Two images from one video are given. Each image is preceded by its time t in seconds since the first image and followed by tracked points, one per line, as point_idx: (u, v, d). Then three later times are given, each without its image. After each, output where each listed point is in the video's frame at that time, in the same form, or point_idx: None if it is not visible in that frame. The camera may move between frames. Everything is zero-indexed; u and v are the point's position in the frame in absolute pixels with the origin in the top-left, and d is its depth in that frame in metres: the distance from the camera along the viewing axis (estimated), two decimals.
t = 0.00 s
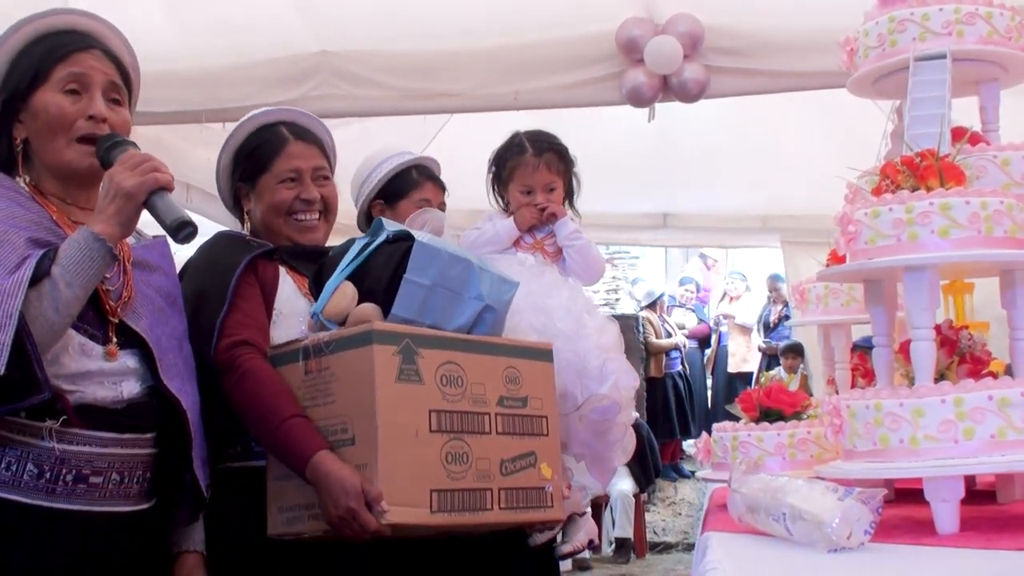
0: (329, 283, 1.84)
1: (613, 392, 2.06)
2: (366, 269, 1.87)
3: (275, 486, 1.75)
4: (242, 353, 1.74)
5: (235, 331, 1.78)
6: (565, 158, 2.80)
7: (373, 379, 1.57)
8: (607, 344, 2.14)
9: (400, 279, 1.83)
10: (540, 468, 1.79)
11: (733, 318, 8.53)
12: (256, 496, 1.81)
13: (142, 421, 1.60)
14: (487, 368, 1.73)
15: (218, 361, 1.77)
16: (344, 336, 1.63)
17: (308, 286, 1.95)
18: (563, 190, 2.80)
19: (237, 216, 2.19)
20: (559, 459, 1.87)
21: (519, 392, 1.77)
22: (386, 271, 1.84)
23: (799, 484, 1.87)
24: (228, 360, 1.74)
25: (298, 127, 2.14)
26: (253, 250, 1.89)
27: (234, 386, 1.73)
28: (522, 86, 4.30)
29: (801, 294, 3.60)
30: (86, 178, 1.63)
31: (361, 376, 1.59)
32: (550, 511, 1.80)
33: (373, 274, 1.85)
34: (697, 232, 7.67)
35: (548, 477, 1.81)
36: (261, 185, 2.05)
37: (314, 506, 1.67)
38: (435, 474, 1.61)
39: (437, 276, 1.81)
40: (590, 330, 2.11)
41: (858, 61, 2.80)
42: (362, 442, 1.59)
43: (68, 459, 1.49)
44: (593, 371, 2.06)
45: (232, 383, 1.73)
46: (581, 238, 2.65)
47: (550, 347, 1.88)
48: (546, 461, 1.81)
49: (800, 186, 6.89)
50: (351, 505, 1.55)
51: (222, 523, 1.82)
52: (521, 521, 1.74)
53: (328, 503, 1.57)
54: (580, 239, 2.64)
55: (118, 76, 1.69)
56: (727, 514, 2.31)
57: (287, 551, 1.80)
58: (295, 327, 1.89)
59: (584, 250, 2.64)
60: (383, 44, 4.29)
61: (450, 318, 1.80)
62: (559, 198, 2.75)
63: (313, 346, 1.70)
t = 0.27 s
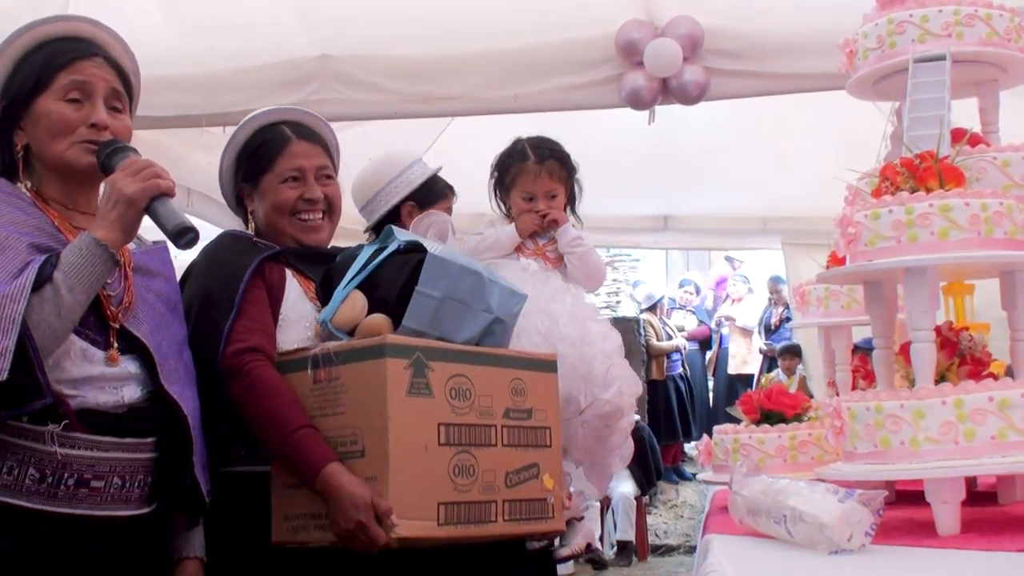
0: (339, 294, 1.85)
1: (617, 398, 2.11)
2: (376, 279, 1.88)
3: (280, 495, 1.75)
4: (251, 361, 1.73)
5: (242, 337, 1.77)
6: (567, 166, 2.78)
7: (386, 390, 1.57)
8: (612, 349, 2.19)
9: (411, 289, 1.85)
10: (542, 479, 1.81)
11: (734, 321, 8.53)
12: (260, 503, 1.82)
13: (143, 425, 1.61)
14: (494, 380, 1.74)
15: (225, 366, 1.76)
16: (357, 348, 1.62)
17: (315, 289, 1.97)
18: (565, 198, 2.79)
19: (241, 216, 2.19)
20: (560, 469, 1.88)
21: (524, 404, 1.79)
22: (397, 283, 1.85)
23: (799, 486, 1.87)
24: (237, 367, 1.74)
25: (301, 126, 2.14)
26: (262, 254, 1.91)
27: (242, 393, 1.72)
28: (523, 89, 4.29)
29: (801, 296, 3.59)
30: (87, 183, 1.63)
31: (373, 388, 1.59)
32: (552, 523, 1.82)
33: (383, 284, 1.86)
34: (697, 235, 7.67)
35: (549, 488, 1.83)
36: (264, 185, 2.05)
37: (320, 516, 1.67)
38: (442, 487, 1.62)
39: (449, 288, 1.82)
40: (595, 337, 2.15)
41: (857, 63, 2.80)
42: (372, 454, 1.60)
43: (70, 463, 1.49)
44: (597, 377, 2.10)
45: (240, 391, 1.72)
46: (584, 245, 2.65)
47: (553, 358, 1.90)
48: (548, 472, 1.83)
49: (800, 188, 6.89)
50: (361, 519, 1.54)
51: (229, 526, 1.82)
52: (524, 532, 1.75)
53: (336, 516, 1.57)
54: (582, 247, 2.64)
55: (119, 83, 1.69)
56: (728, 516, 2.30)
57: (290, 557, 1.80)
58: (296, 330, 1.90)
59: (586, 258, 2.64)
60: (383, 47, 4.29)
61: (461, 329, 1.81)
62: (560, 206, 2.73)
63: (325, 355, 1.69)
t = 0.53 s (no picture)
0: (350, 294, 1.84)
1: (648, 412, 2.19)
2: (387, 280, 1.88)
3: (292, 497, 1.75)
4: (262, 363, 1.73)
5: (252, 339, 1.77)
6: (578, 171, 2.79)
7: (400, 389, 1.57)
8: (638, 362, 2.26)
9: (422, 290, 1.85)
10: (554, 481, 1.81)
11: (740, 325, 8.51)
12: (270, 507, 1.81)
13: (150, 429, 1.61)
14: (505, 381, 1.74)
15: (236, 369, 1.76)
16: (369, 348, 1.63)
17: (325, 293, 1.99)
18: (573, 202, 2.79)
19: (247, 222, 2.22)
20: (571, 472, 1.89)
21: (535, 405, 1.79)
22: (408, 284, 1.85)
23: (809, 490, 1.87)
24: (248, 369, 1.74)
25: (304, 130, 2.13)
26: (270, 256, 1.91)
27: (253, 396, 1.72)
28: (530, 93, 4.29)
29: (809, 300, 3.59)
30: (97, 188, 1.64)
31: (387, 388, 1.59)
32: (563, 524, 1.82)
33: (394, 285, 1.87)
34: (704, 239, 7.65)
35: (561, 490, 1.83)
36: (265, 194, 2.06)
37: (334, 517, 1.67)
38: (455, 487, 1.62)
39: (459, 288, 1.82)
40: (624, 350, 2.21)
41: (865, 67, 2.80)
42: (385, 454, 1.60)
43: (78, 467, 1.49)
44: (631, 393, 2.17)
45: (252, 393, 1.72)
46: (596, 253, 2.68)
47: (564, 359, 1.91)
48: (559, 474, 1.83)
49: (807, 192, 6.87)
50: (376, 518, 1.54)
51: (239, 531, 1.82)
52: (536, 533, 1.75)
53: (350, 516, 1.57)
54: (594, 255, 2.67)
55: (129, 87, 1.70)
56: (737, 521, 2.30)
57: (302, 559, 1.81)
58: (305, 334, 1.90)
59: (597, 265, 2.68)
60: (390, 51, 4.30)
61: (473, 329, 1.81)
62: (571, 211, 2.74)
63: (336, 356, 1.70)
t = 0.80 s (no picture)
0: (365, 296, 1.84)
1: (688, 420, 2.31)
2: (402, 282, 1.89)
3: (311, 499, 1.76)
4: (278, 366, 1.75)
5: (269, 344, 1.79)
6: (591, 172, 2.81)
7: (415, 388, 1.58)
8: (678, 371, 2.35)
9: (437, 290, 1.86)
10: (574, 481, 1.81)
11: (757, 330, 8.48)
12: (289, 511, 1.82)
13: (171, 436, 1.62)
14: (522, 380, 1.75)
15: (253, 373, 1.77)
16: (384, 348, 1.64)
17: (342, 297, 1.98)
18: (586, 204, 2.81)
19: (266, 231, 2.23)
20: (592, 473, 1.88)
21: (553, 405, 1.80)
22: (422, 285, 1.86)
23: (830, 496, 1.86)
24: (265, 372, 1.75)
25: (325, 140, 2.15)
26: (288, 262, 1.93)
27: (270, 399, 1.73)
28: (546, 98, 4.29)
29: (828, 305, 3.57)
30: (120, 196, 1.65)
31: (402, 387, 1.60)
32: (585, 525, 1.81)
33: (409, 286, 1.87)
34: (720, 243, 7.62)
35: (581, 491, 1.83)
36: (286, 204, 2.07)
37: (352, 518, 1.68)
38: (473, 487, 1.62)
39: (474, 289, 1.83)
40: (663, 359, 2.29)
41: (883, 70, 2.79)
42: (401, 454, 1.60)
43: (99, 474, 1.50)
44: (674, 403, 2.27)
45: (269, 396, 1.73)
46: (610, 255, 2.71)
47: (582, 360, 1.91)
48: (579, 474, 1.83)
49: (824, 196, 6.84)
50: (392, 517, 1.55)
51: (258, 536, 1.83)
52: (557, 533, 1.75)
53: (367, 516, 1.58)
54: (610, 257, 2.70)
55: (151, 96, 1.72)
56: (757, 527, 2.30)
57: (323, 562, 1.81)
58: (323, 338, 1.90)
59: (613, 267, 2.71)
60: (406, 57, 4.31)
61: (489, 329, 1.82)
62: (584, 213, 2.76)
63: (351, 358, 1.71)
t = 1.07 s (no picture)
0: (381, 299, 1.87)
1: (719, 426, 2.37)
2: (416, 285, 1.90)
3: (328, 501, 1.77)
4: (294, 370, 1.76)
5: (286, 347, 1.81)
6: (605, 174, 2.80)
7: (426, 390, 1.59)
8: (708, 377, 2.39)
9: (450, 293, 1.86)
10: (593, 483, 1.81)
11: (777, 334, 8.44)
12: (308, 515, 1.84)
13: (193, 439, 1.64)
14: (538, 382, 1.75)
15: (270, 376, 1.79)
16: (396, 351, 1.65)
17: (360, 301, 2.00)
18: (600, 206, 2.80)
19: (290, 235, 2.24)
20: (613, 475, 1.88)
21: (571, 407, 1.80)
22: (435, 288, 1.87)
23: (853, 501, 1.85)
24: (281, 376, 1.77)
25: (348, 146, 2.17)
26: (307, 266, 1.95)
27: (286, 401, 1.75)
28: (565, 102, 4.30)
29: (849, 309, 3.55)
30: (141, 202, 1.67)
31: (413, 389, 1.61)
32: (604, 527, 1.81)
33: (423, 289, 1.89)
34: (740, 247, 7.59)
35: (601, 493, 1.83)
36: (311, 207, 2.09)
37: (367, 520, 1.69)
38: (487, 488, 1.63)
39: (487, 291, 1.84)
40: (695, 367, 2.33)
41: (905, 73, 2.77)
42: (414, 456, 1.61)
43: (123, 476, 1.52)
44: (706, 408, 2.31)
45: (285, 399, 1.75)
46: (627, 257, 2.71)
47: (601, 361, 1.91)
48: (599, 476, 1.83)
49: (845, 200, 6.80)
50: (404, 519, 1.55)
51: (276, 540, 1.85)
52: (575, 536, 1.75)
53: (380, 517, 1.59)
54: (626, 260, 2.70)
55: (174, 103, 1.74)
56: (779, 531, 2.29)
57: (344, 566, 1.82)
58: (340, 342, 1.93)
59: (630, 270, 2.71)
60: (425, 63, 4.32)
61: (503, 332, 1.83)
62: (598, 215, 2.76)
63: (366, 361, 1.72)
